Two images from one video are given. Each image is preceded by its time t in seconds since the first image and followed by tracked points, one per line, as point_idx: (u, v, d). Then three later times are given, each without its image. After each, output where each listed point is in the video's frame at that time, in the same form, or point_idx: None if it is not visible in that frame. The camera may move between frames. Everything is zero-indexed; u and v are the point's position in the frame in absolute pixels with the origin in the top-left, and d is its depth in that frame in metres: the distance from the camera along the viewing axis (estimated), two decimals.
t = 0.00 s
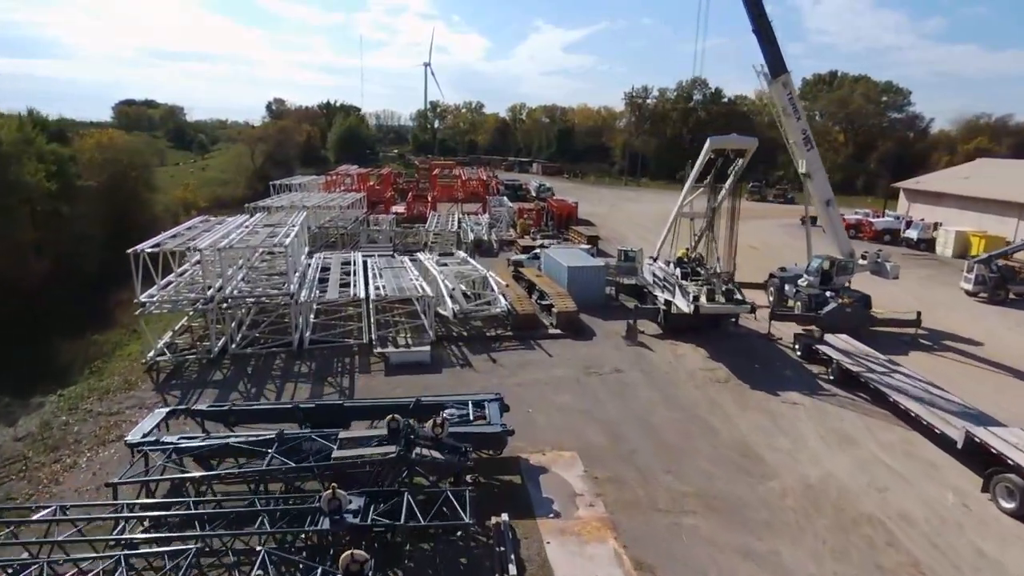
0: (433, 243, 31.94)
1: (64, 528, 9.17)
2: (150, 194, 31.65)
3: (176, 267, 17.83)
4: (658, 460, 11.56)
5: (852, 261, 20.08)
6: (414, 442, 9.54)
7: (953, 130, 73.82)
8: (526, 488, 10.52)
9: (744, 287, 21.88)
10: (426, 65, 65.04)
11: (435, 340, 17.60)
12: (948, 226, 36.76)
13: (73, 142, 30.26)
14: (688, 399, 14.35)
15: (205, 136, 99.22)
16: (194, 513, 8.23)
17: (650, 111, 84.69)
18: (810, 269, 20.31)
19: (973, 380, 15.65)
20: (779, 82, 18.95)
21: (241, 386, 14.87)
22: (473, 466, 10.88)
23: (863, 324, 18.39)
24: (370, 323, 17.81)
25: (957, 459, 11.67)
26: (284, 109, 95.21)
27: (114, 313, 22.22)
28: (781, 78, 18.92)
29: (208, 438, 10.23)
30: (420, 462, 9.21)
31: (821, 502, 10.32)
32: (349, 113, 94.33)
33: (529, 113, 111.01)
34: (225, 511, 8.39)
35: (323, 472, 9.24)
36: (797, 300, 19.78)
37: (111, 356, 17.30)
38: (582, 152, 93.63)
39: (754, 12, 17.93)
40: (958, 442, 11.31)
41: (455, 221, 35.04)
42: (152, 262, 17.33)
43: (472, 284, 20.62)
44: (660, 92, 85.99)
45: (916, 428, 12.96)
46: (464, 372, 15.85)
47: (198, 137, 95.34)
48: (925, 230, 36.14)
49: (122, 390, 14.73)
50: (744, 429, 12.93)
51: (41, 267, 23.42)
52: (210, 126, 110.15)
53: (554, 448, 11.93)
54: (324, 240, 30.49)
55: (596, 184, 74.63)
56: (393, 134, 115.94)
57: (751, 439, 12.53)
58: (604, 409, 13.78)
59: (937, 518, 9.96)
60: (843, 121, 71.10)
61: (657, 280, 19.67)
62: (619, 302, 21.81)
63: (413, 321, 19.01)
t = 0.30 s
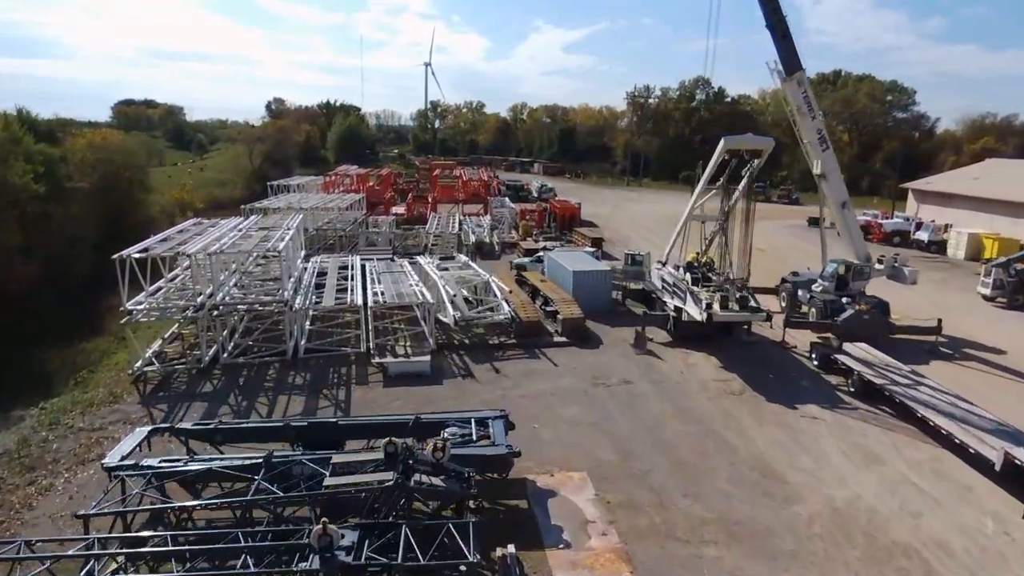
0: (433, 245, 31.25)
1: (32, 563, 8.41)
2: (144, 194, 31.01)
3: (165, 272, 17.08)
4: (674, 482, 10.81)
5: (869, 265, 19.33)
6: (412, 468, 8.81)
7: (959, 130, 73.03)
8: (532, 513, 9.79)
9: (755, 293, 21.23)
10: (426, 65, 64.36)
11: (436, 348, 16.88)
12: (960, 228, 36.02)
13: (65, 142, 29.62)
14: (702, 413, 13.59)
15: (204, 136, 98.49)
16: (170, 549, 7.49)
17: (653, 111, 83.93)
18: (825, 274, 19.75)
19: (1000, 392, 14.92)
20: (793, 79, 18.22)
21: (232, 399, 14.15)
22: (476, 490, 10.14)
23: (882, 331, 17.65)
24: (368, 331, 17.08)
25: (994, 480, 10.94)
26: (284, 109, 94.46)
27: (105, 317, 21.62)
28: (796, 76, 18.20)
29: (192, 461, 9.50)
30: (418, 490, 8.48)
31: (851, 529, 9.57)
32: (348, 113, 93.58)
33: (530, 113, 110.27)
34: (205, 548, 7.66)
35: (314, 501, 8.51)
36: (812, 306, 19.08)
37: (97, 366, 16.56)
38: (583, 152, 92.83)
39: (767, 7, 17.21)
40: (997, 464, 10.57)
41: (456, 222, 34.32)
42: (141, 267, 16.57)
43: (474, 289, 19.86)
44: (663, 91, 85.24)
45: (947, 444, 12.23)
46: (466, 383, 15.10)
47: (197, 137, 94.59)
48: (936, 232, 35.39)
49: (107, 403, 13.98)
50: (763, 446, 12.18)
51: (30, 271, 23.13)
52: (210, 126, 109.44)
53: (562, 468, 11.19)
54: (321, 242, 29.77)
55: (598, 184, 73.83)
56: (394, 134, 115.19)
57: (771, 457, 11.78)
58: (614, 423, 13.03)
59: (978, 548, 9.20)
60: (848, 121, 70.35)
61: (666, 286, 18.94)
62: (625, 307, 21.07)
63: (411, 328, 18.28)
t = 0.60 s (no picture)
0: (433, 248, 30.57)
1: None
2: (137, 195, 30.30)
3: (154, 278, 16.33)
4: (692, 508, 10.08)
5: (887, 271, 18.59)
6: (411, 498, 8.04)
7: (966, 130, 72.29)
8: (541, 544, 9.04)
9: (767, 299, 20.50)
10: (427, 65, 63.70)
11: (436, 358, 16.13)
12: (972, 230, 35.32)
13: (55, 143, 28.93)
14: (718, 429, 12.86)
15: (202, 136, 97.72)
16: None
17: (655, 110, 83.18)
18: (840, 280, 18.95)
19: None
20: (809, 77, 17.45)
21: (222, 413, 13.41)
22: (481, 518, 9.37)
23: (902, 340, 16.80)
24: (366, 341, 16.34)
25: None
26: (283, 109, 93.73)
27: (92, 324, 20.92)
28: (812, 74, 17.43)
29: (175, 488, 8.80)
30: (418, 525, 7.74)
31: (886, 562, 8.85)
32: (348, 113, 92.83)
33: (531, 113, 109.54)
34: None
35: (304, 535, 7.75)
36: (828, 312, 18.32)
37: (82, 377, 15.81)
38: (585, 152, 92.02)
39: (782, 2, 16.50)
40: None
41: (456, 224, 33.64)
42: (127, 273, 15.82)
43: (476, 295, 19.11)
44: (665, 91, 84.50)
45: (981, 465, 11.49)
46: (468, 396, 14.36)
47: (195, 137, 93.83)
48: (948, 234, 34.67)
49: (90, 418, 13.23)
50: (785, 466, 11.44)
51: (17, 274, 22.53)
52: (210, 126, 108.68)
53: (571, 492, 10.46)
54: (320, 245, 29.09)
55: (600, 185, 73.04)
56: (394, 133, 114.46)
57: (795, 480, 11.05)
58: (625, 441, 12.29)
59: None
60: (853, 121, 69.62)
61: (676, 292, 18.18)
62: (632, 313, 20.35)
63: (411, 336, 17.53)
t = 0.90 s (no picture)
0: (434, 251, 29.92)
1: None
2: (130, 197, 29.62)
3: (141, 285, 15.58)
4: (712, 538, 9.37)
5: (906, 277, 17.86)
6: (407, 539, 7.33)
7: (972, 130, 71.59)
8: None
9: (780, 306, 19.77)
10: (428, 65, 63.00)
11: (437, 370, 15.40)
12: (984, 233, 34.62)
13: (45, 143, 28.24)
14: (737, 448, 12.13)
15: (202, 136, 97.01)
16: None
17: (658, 110, 82.47)
18: (858, 287, 18.22)
19: None
20: (826, 76, 16.72)
21: (210, 430, 12.67)
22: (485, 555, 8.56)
23: (924, 350, 16.19)
24: (364, 351, 15.60)
25: None
26: (282, 109, 93.06)
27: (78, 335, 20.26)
28: (829, 72, 16.71)
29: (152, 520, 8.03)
30: (417, 568, 6.99)
31: None
32: (348, 113, 92.13)
33: (532, 113, 108.86)
34: None
35: None
36: (845, 321, 17.59)
37: (65, 390, 15.07)
38: (587, 153, 91.31)
39: None
40: None
41: (457, 227, 32.96)
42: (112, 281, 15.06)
43: (478, 302, 18.38)
44: (668, 91, 83.79)
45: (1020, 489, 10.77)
46: (471, 411, 13.64)
47: (194, 136, 93.17)
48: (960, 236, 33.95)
49: (69, 435, 12.48)
50: (810, 490, 10.73)
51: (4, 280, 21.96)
52: (209, 126, 107.95)
53: (582, 521, 9.73)
54: (318, 249, 28.38)
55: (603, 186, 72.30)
56: (394, 134, 113.79)
57: (821, 506, 10.34)
58: (638, 461, 11.58)
59: None
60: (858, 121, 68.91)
61: (686, 299, 17.43)
62: (641, 321, 19.65)
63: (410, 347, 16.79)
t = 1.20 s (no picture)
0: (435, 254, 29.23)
1: None
2: (122, 198, 28.94)
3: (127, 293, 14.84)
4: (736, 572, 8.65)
5: (927, 283, 17.15)
6: None
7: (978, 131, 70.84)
8: None
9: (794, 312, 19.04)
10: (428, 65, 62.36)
11: (438, 383, 14.67)
12: (997, 235, 33.92)
13: (36, 144, 27.60)
14: (757, 468, 11.41)
15: (201, 137, 96.53)
16: None
17: (660, 110, 81.72)
18: (876, 293, 17.48)
19: None
20: (844, 73, 16.01)
21: (197, 448, 11.96)
22: None
23: (947, 360, 15.48)
24: (361, 362, 14.91)
25: None
26: (282, 109, 92.43)
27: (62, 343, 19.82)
28: (848, 69, 15.99)
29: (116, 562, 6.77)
30: None
31: None
32: (348, 113, 91.40)
33: (534, 113, 108.11)
34: None
35: None
36: (864, 329, 16.85)
37: (48, 403, 14.39)
38: (589, 153, 90.52)
39: None
40: None
41: (458, 228, 32.26)
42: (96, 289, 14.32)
43: (481, 309, 17.66)
44: (670, 91, 83.11)
45: None
46: (474, 426, 12.93)
47: (194, 136, 92.65)
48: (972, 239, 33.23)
49: (48, 454, 11.76)
50: (837, 516, 10.02)
51: None
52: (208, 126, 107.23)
53: (595, 552, 9.00)
54: (316, 252, 27.68)
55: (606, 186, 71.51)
56: (394, 134, 113.03)
57: (851, 534, 9.64)
58: (652, 484, 10.85)
59: None
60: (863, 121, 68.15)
61: (698, 307, 16.69)
62: (649, 328, 18.94)
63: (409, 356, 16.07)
